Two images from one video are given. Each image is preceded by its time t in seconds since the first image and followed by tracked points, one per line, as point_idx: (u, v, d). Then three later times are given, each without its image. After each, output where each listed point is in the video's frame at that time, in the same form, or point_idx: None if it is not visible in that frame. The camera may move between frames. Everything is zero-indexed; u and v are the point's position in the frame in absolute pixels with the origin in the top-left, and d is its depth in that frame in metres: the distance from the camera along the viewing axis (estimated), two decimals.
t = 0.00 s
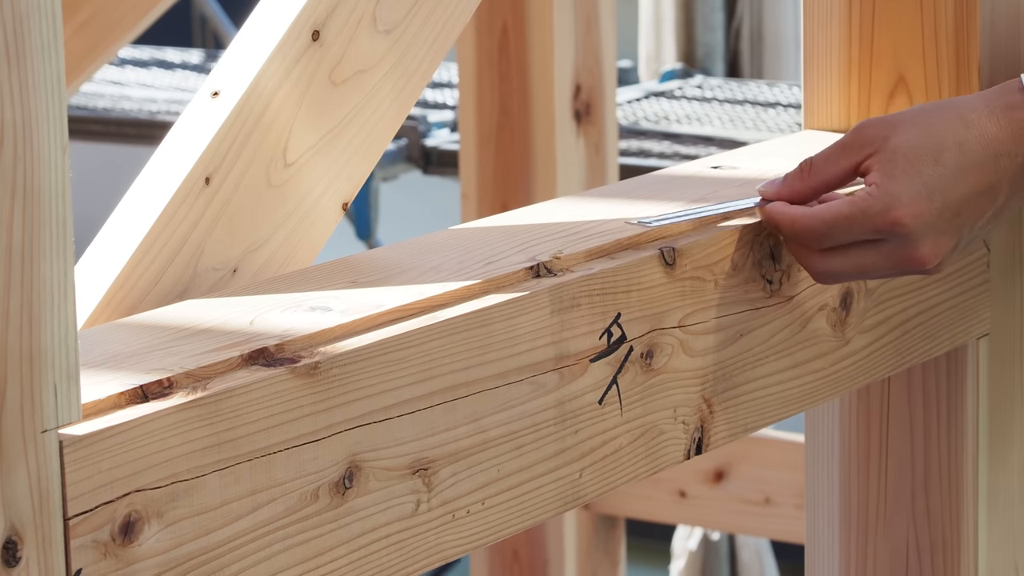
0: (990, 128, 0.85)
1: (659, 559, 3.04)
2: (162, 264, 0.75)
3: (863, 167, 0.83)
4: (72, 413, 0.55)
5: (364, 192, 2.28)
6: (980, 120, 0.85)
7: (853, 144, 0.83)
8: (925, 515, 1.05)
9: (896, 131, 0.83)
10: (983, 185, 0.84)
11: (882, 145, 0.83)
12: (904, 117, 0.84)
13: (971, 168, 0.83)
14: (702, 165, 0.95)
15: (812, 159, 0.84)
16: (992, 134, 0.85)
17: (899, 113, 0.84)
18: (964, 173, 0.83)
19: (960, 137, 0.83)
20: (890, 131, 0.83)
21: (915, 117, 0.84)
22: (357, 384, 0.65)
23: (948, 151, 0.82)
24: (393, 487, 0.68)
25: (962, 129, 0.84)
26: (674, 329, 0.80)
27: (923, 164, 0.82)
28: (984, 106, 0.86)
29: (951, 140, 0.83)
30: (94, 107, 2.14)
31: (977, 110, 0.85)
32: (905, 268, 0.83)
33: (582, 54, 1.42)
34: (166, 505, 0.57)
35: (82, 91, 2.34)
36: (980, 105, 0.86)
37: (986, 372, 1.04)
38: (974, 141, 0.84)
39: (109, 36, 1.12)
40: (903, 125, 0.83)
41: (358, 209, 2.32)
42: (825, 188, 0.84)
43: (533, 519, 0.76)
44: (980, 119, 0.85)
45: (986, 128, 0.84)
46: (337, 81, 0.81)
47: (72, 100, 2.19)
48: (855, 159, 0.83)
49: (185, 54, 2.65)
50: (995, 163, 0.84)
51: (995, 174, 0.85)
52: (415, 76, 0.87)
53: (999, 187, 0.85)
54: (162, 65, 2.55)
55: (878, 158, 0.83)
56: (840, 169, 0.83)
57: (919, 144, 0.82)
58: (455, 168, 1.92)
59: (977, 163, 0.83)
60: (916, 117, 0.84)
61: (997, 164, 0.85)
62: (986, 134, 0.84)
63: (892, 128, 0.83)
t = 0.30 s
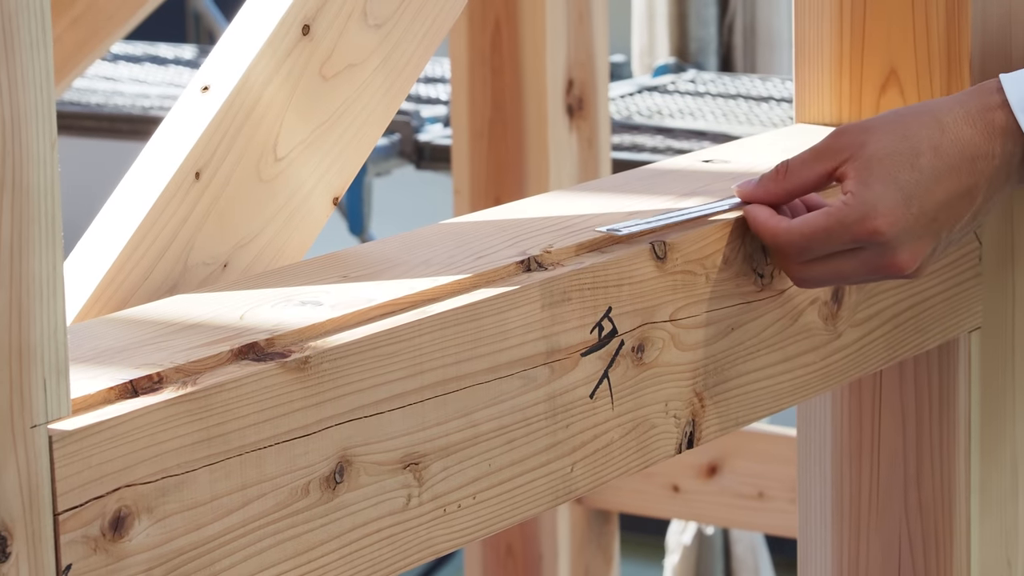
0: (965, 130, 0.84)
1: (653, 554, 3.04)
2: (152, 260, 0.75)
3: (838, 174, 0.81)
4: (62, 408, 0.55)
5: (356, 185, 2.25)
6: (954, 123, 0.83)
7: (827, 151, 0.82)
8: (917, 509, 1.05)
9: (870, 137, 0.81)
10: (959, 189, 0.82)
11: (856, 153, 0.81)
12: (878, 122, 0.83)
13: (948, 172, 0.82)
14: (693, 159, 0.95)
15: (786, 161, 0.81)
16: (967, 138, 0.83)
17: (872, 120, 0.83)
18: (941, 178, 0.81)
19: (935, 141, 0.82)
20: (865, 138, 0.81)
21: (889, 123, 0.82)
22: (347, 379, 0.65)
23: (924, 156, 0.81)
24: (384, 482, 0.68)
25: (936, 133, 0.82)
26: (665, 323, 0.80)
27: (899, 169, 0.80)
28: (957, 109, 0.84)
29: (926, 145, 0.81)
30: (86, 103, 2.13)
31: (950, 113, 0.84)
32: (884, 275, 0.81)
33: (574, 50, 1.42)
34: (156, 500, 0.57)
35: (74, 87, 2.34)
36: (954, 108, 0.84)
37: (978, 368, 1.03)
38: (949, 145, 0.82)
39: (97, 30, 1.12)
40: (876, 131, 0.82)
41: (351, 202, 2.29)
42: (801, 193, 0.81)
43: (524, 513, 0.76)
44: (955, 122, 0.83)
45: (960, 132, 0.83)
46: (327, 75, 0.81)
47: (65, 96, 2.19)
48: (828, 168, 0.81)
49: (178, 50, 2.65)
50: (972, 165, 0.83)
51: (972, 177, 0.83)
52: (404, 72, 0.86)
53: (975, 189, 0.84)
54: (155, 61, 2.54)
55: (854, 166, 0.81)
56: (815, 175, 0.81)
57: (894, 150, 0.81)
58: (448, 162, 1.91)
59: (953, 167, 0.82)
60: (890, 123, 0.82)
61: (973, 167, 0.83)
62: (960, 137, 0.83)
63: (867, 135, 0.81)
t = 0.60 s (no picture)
0: (934, 138, 0.82)
1: (635, 549, 3.05)
2: (128, 260, 0.75)
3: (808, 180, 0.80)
4: (37, 409, 0.55)
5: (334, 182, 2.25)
6: (924, 130, 0.82)
7: (796, 158, 0.80)
8: (895, 504, 1.05)
9: (838, 146, 0.80)
10: (928, 197, 0.81)
11: (825, 161, 0.79)
12: (847, 129, 0.81)
13: (916, 180, 0.80)
14: (670, 157, 0.94)
15: (755, 166, 0.79)
16: (936, 144, 0.81)
17: (840, 126, 0.81)
18: (909, 186, 0.80)
19: (903, 149, 0.80)
20: (833, 146, 0.80)
21: (858, 131, 0.81)
22: (323, 378, 0.66)
23: (892, 165, 0.79)
24: (360, 482, 0.68)
25: (905, 141, 0.80)
26: (642, 321, 0.80)
27: (866, 179, 0.79)
28: (926, 115, 0.82)
29: (893, 154, 0.80)
30: (67, 100, 2.14)
31: (920, 119, 0.82)
32: (853, 284, 0.80)
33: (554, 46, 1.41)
34: (132, 501, 0.57)
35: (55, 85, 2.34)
36: (923, 114, 0.82)
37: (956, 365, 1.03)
38: (918, 153, 0.81)
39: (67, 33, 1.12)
40: (843, 139, 0.80)
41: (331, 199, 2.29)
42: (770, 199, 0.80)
43: (502, 511, 0.76)
44: (924, 130, 0.81)
45: (929, 139, 0.81)
46: (303, 75, 0.81)
47: (45, 93, 2.18)
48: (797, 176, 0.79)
49: (158, 48, 2.65)
50: (942, 172, 0.81)
51: (941, 183, 0.82)
52: (379, 72, 0.86)
53: (944, 197, 0.82)
54: (136, 58, 2.55)
55: (822, 175, 0.79)
56: (784, 182, 0.79)
57: (862, 160, 0.79)
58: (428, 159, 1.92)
59: (922, 175, 0.80)
60: (857, 131, 0.81)
61: (942, 174, 0.82)
62: (930, 144, 0.81)
63: (835, 142, 0.80)
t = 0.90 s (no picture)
0: (856, 151, 0.82)
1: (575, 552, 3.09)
2: (56, 270, 0.74)
3: (732, 194, 0.81)
4: None
5: (272, 185, 2.27)
6: (846, 143, 0.82)
7: (720, 171, 0.81)
8: (827, 510, 1.04)
9: (760, 160, 0.81)
10: (850, 210, 0.82)
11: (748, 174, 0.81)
12: (771, 141, 0.82)
13: (838, 194, 0.81)
14: (602, 164, 0.95)
15: (680, 180, 0.81)
16: (859, 158, 0.82)
17: (763, 139, 0.83)
18: (830, 199, 0.81)
19: (825, 163, 0.81)
20: (757, 158, 0.81)
21: (781, 143, 0.82)
22: (251, 388, 0.65)
23: (814, 179, 0.80)
24: (289, 490, 0.68)
25: (827, 155, 0.81)
26: (571, 329, 0.80)
27: (788, 193, 0.80)
28: (849, 128, 0.83)
29: (815, 168, 0.81)
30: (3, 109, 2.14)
31: (842, 132, 0.83)
32: (776, 298, 0.81)
33: (490, 54, 1.53)
34: (58, 511, 0.57)
35: None
36: (845, 127, 0.83)
37: (887, 370, 1.03)
38: (840, 167, 0.82)
39: None
40: (766, 153, 0.82)
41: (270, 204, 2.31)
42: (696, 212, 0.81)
43: (433, 519, 0.76)
44: (847, 143, 0.82)
45: (851, 152, 0.82)
46: (232, 83, 0.81)
47: None
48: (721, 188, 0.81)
49: (97, 55, 2.66)
50: (864, 186, 0.82)
51: (863, 197, 0.83)
52: (309, 81, 0.86)
53: (867, 210, 0.83)
54: (74, 66, 2.56)
55: (745, 188, 0.81)
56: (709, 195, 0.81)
57: (784, 174, 0.80)
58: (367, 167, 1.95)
59: (844, 189, 0.81)
60: (781, 145, 0.82)
61: (865, 187, 0.82)
62: (852, 158, 0.82)
63: (759, 155, 0.81)
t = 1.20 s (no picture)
0: (810, 159, 0.84)
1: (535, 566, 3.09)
2: (14, 283, 0.74)
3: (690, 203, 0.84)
4: None
5: (233, 195, 2.28)
6: (799, 152, 0.84)
7: (676, 180, 0.83)
8: (787, 522, 1.05)
9: (715, 168, 0.83)
10: (804, 218, 0.83)
11: (704, 184, 0.83)
12: (726, 150, 0.84)
13: (792, 201, 0.82)
14: (561, 176, 0.95)
15: (639, 192, 0.83)
16: (812, 166, 0.84)
17: (717, 148, 0.84)
18: (785, 206, 0.82)
19: (779, 170, 0.83)
20: (712, 167, 0.83)
21: (735, 151, 0.84)
22: (211, 401, 0.65)
23: (767, 186, 0.82)
24: (248, 503, 0.68)
25: (780, 162, 0.83)
26: (531, 342, 0.80)
27: (741, 200, 0.82)
28: (802, 136, 0.85)
29: (769, 175, 0.82)
30: None
31: (796, 141, 0.84)
32: (732, 305, 0.83)
33: (450, 67, 1.56)
34: (17, 524, 0.57)
35: None
36: (799, 135, 0.85)
37: (845, 380, 1.03)
38: (793, 174, 0.83)
39: None
40: (721, 161, 0.83)
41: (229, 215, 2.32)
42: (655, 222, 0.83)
43: (392, 532, 0.76)
44: (800, 151, 0.84)
45: (804, 160, 0.84)
46: (191, 96, 0.81)
47: None
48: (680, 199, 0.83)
49: (56, 68, 2.66)
50: (818, 194, 0.83)
51: (818, 205, 0.84)
52: (267, 94, 0.86)
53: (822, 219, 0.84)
54: (33, 79, 2.56)
55: (701, 197, 0.82)
56: (666, 206, 0.83)
57: (738, 181, 0.82)
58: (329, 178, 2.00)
59: (797, 196, 0.83)
60: (734, 153, 0.84)
61: (819, 196, 0.84)
62: (805, 165, 0.84)
63: (714, 164, 0.83)
